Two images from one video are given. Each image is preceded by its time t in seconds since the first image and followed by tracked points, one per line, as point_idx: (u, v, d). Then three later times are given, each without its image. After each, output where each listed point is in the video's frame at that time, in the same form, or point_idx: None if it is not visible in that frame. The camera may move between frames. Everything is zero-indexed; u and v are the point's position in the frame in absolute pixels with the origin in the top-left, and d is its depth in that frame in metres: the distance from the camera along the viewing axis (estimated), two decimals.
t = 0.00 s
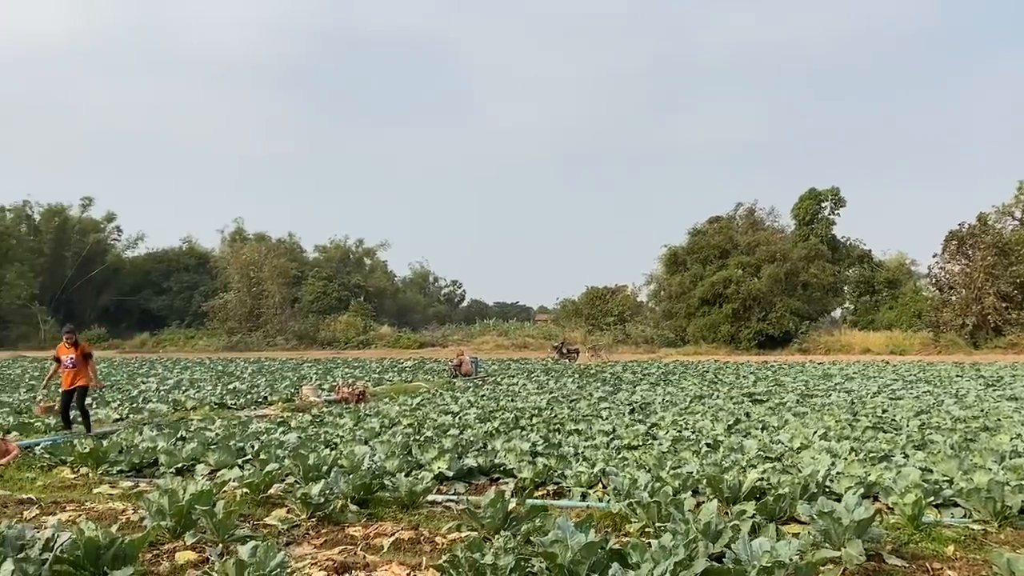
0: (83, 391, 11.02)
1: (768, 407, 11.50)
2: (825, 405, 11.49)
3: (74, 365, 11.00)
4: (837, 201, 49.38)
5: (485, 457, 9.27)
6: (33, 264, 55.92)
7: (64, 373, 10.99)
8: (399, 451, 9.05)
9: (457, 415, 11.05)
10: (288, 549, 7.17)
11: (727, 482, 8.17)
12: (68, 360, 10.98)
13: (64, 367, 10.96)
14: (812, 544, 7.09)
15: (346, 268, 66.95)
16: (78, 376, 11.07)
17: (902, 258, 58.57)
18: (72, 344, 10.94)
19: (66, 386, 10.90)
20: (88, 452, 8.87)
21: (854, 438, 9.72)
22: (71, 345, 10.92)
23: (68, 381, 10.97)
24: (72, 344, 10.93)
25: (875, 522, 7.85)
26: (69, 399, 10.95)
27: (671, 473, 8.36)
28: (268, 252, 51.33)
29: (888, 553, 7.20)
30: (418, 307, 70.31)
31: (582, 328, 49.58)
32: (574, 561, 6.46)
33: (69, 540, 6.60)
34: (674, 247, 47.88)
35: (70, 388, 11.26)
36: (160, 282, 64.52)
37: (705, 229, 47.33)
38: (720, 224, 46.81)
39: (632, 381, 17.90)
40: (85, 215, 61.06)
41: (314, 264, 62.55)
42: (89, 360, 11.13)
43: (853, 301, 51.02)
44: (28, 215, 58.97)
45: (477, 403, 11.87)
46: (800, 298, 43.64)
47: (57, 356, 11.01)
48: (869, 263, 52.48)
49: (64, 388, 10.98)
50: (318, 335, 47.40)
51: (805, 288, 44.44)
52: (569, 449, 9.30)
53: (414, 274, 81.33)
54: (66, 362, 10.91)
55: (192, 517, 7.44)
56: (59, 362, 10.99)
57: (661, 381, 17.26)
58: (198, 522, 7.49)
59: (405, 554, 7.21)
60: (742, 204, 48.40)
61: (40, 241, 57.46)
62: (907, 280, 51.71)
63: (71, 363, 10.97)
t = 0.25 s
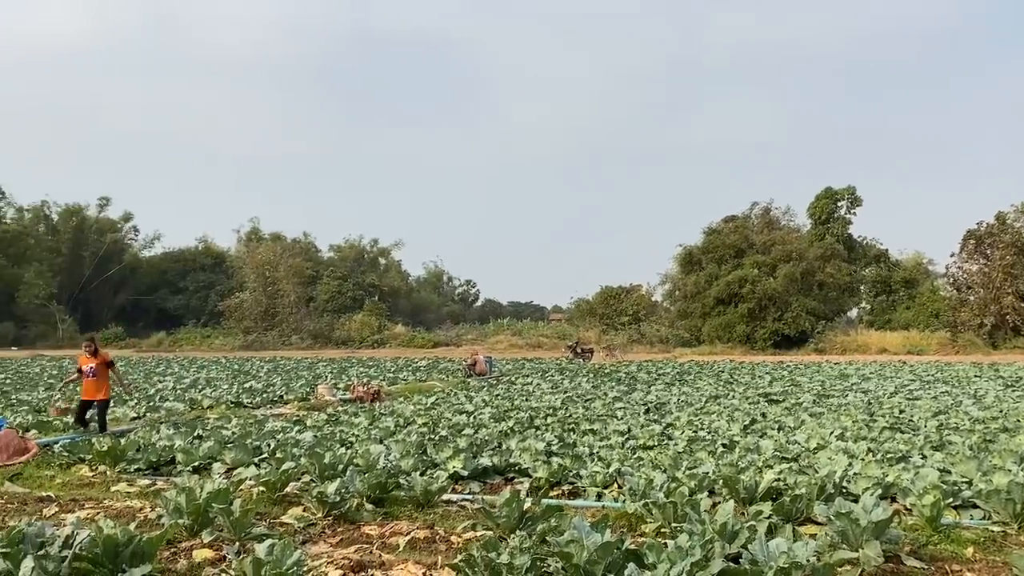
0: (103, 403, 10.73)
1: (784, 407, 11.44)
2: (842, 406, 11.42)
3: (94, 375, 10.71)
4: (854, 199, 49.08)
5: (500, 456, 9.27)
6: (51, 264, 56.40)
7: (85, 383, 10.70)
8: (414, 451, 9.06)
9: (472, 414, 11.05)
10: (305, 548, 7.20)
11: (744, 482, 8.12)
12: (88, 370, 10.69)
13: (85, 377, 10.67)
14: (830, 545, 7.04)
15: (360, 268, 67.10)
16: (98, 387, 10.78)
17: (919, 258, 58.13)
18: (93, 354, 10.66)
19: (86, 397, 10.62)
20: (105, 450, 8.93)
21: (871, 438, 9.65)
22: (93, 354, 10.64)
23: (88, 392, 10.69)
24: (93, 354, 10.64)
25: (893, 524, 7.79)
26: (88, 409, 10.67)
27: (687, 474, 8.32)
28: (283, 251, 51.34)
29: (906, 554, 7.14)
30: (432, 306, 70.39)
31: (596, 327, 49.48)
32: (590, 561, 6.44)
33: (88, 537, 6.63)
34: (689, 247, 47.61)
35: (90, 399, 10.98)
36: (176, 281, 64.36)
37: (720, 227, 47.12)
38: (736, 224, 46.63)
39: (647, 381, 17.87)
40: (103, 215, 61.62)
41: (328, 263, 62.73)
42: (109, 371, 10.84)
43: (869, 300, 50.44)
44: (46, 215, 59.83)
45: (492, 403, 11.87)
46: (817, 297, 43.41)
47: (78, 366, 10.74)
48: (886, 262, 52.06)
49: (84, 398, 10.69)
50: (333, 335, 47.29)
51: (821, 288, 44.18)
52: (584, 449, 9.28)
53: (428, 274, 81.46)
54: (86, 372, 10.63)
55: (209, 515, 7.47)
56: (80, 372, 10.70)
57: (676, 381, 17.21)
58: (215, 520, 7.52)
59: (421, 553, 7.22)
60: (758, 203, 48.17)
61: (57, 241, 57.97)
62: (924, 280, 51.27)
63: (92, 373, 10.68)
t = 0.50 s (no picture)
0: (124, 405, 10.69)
1: (803, 408, 11.38)
2: (861, 406, 11.35)
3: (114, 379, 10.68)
4: (872, 198, 48.75)
5: (517, 456, 9.26)
6: (71, 264, 56.95)
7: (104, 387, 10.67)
8: (431, 450, 9.08)
9: (488, 413, 11.06)
10: (322, 546, 7.23)
11: (761, 483, 8.08)
12: (107, 374, 10.66)
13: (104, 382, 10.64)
14: (848, 546, 6.99)
15: (376, 267, 67.29)
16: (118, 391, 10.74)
17: (938, 257, 57.67)
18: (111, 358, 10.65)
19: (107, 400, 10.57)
20: (125, 448, 9.01)
21: (890, 439, 9.58)
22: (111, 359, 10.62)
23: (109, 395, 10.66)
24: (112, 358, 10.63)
25: (913, 526, 7.72)
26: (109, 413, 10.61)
27: (704, 474, 8.28)
28: (300, 251, 51.02)
29: (927, 556, 7.07)
30: (447, 305, 70.53)
31: (612, 327, 49.40)
32: (608, 561, 6.43)
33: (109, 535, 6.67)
34: (706, 245, 47.54)
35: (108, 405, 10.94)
36: (194, 281, 65.09)
37: (738, 227, 46.94)
38: (753, 223, 46.42)
39: (663, 381, 17.82)
40: (121, 214, 62.03)
41: (345, 262, 62.94)
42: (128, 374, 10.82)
43: (888, 300, 49.85)
44: (66, 215, 60.21)
45: (509, 402, 11.87)
46: (835, 297, 43.17)
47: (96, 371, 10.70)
48: (905, 261, 51.66)
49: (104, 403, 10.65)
50: (349, 334, 47.67)
51: (839, 287, 43.92)
52: (600, 449, 9.26)
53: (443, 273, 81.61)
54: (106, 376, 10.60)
55: (228, 514, 7.51)
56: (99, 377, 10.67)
57: (692, 381, 17.16)
58: (233, 518, 7.56)
59: (438, 552, 7.24)
60: (775, 201, 47.95)
61: (77, 241, 58.55)
62: (944, 279, 50.84)
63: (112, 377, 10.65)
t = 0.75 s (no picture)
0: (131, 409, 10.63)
1: (818, 408, 11.31)
2: (877, 407, 11.28)
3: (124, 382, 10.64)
4: (888, 197, 48.42)
5: (531, 456, 9.25)
6: (87, 264, 57.48)
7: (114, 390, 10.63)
8: (445, 449, 9.09)
9: (501, 413, 11.07)
10: (337, 545, 7.25)
11: (776, 484, 8.04)
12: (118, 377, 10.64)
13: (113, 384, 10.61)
14: (864, 547, 6.94)
15: (390, 267, 67.44)
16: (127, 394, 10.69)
17: (955, 256, 57.19)
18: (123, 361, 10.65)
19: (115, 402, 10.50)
20: (141, 447, 9.06)
21: (906, 440, 9.51)
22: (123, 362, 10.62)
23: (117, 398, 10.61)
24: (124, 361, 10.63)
25: (929, 527, 7.66)
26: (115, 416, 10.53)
27: (719, 474, 8.24)
28: (315, 250, 51.05)
29: (944, 558, 7.01)
30: (461, 305, 70.70)
31: (626, 327, 49.32)
32: (622, 561, 6.41)
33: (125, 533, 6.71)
34: (720, 245, 47.43)
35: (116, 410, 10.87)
36: (209, 280, 65.37)
37: (752, 226, 46.77)
38: (768, 222, 46.23)
39: (677, 381, 17.77)
40: (137, 214, 62.45)
41: (358, 262, 63.11)
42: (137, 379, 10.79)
43: (904, 300, 49.98)
44: (82, 215, 60.72)
45: (522, 402, 11.87)
46: (850, 296, 42.94)
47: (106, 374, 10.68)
48: (921, 261, 51.26)
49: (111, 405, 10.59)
50: (363, 334, 47.82)
51: (854, 287, 43.63)
52: (614, 449, 9.24)
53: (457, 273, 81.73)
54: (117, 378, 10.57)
55: (242, 512, 7.54)
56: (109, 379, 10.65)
57: (706, 381, 17.08)
58: (247, 517, 7.59)
59: (452, 552, 7.24)
60: (790, 201, 47.71)
61: (94, 241, 59.09)
62: (961, 279, 50.43)
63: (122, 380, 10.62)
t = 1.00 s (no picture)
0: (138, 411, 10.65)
1: (834, 408, 11.24)
2: (894, 407, 11.19)
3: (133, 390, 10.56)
4: (906, 195, 48.06)
5: (546, 456, 9.24)
6: (105, 264, 57.99)
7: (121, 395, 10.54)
8: (459, 449, 9.09)
9: (516, 412, 11.06)
10: (352, 544, 7.26)
11: (793, 484, 8.00)
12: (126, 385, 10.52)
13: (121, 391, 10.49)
14: (882, 548, 6.88)
15: (405, 267, 67.58)
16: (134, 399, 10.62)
17: (973, 255, 56.66)
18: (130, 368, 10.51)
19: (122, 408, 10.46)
20: (158, 446, 9.11)
21: (924, 440, 9.43)
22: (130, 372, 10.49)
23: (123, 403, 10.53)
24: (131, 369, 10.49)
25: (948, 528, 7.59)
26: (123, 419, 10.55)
27: (735, 475, 8.20)
28: (331, 250, 51.24)
29: (963, 559, 6.94)
30: (475, 304, 70.85)
31: (641, 327, 49.19)
32: (638, 562, 6.39)
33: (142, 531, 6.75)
34: (736, 244, 47.28)
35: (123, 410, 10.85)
36: (224, 280, 65.99)
37: (768, 226, 46.56)
38: (784, 221, 45.99)
39: (692, 381, 17.70)
40: (154, 214, 62.92)
41: (373, 262, 63.28)
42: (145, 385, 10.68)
43: (921, 299, 49.10)
44: (100, 215, 61.05)
45: (536, 402, 11.85)
46: (867, 296, 42.63)
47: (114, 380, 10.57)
48: (939, 260, 50.82)
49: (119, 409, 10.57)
50: (378, 333, 47.95)
51: (871, 287, 43.27)
52: (630, 449, 9.21)
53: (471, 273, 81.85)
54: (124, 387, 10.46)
55: (259, 511, 7.57)
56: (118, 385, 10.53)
57: (722, 381, 17.01)
58: (264, 516, 7.63)
59: (467, 551, 7.24)
60: (806, 200, 47.47)
61: (111, 241, 59.58)
62: (979, 278, 49.96)
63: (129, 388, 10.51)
